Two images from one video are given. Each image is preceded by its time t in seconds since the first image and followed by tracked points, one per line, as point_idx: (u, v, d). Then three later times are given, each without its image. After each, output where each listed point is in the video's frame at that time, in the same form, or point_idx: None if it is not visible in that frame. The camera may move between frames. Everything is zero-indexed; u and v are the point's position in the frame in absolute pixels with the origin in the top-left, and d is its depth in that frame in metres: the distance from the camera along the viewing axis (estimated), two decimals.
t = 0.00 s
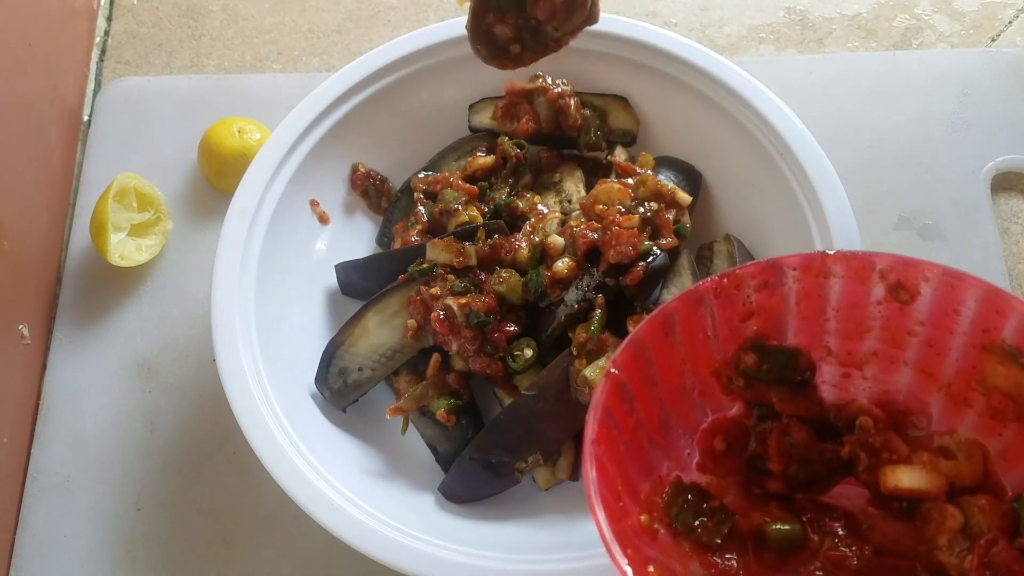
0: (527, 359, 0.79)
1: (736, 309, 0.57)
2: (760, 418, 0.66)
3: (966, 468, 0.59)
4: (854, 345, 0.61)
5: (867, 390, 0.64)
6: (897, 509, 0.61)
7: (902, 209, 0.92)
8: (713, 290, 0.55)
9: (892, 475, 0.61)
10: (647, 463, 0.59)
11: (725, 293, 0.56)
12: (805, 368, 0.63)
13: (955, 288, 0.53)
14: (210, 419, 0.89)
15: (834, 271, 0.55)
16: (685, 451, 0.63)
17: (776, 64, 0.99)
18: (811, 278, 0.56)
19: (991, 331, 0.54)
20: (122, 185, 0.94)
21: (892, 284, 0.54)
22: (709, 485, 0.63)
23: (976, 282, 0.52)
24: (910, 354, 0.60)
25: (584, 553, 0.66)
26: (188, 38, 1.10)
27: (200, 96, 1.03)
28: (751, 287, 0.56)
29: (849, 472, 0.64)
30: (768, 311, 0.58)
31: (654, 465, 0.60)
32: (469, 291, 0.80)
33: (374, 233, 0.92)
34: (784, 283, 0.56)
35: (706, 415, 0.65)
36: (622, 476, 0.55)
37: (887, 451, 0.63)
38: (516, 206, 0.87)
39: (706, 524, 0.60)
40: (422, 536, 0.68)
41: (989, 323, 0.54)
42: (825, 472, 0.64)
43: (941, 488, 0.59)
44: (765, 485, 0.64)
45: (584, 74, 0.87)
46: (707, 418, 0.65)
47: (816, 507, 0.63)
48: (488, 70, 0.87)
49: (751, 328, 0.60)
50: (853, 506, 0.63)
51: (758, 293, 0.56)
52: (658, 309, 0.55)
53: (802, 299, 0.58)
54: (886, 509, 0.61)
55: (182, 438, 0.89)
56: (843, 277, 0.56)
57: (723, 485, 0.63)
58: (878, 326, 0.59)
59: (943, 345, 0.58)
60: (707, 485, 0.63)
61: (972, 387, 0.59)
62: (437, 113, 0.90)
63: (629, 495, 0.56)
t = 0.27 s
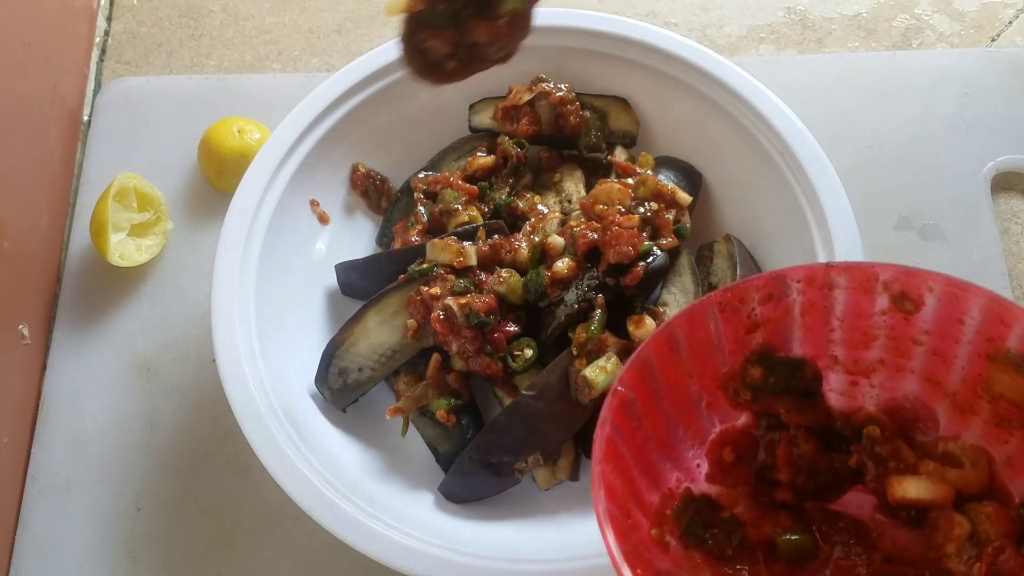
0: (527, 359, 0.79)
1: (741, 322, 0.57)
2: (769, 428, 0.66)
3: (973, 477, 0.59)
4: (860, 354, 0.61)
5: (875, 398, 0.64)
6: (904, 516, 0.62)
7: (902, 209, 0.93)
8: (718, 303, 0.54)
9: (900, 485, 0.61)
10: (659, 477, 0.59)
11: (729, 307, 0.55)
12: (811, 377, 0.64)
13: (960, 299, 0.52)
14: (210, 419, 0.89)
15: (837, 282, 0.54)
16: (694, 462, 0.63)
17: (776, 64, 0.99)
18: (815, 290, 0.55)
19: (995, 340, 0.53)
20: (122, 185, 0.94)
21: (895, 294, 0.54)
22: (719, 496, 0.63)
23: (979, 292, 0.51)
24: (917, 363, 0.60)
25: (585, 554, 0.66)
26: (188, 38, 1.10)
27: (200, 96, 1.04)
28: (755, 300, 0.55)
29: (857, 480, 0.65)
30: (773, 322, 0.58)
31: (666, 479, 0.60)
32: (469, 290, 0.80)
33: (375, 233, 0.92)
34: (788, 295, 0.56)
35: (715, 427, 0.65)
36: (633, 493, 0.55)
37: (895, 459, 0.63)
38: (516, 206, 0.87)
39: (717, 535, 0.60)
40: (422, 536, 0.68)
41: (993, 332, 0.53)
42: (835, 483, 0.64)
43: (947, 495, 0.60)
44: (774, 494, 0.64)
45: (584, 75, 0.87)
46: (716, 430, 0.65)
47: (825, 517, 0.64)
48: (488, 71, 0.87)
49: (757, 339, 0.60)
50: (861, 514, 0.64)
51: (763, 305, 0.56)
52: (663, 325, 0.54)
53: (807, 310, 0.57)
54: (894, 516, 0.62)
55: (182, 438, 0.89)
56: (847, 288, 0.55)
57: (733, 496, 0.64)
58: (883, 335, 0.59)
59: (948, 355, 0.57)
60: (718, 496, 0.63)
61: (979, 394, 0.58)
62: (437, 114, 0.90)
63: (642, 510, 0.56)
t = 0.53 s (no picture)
0: (527, 359, 0.79)
1: (763, 338, 0.57)
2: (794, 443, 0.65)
3: (996, 489, 0.58)
4: (882, 368, 0.61)
5: (898, 412, 0.64)
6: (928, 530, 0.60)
7: (902, 209, 0.93)
8: (741, 320, 0.55)
9: (924, 501, 0.60)
10: (681, 493, 0.59)
11: (752, 324, 0.56)
12: (834, 394, 0.63)
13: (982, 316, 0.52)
14: (210, 419, 0.89)
15: (858, 298, 0.55)
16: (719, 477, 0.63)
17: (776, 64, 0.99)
18: (836, 306, 0.55)
19: (1018, 355, 0.54)
20: (122, 185, 0.94)
21: (917, 310, 0.54)
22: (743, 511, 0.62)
23: (1001, 308, 0.51)
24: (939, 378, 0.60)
25: (585, 555, 0.66)
26: (188, 38, 1.10)
27: (200, 96, 1.04)
28: (777, 317, 0.55)
29: (882, 495, 0.63)
30: (796, 338, 0.58)
31: (690, 494, 0.59)
32: (469, 291, 0.80)
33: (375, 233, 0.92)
34: (810, 311, 0.56)
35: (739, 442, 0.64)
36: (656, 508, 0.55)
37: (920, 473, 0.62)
38: (516, 206, 0.87)
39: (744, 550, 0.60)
40: (421, 536, 0.68)
41: (1014, 346, 0.53)
42: (861, 497, 0.63)
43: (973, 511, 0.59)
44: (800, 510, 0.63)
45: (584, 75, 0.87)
46: (740, 445, 0.64)
47: (851, 531, 0.62)
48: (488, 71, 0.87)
49: (780, 355, 0.60)
50: (887, 528, 0.62)
51: (785, 322, 0.56)
52: (686, 345, 0.55)
53: (829, 325, 0.58)
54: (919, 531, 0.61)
55: (183, 438, 0.89)
56: (868, 304, 0.55)
57: (758, 511, 0.63)
58: (905, 350, 0.59)
59: (971, 369, 0.57)
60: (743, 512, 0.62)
61: (1002, 408, 0.58)
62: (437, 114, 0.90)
63: (665, 525, 0.56)
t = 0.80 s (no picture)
0: (527, 359, 0.79)
1: (766, 349, 0.58)
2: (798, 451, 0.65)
3: (998, 496, 0.58)
4: (886, 377, 0.62)
5: (903, 419, 0.64)
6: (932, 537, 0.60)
7: (902, 209, 0.93)
8: (744, 331, 0.56)
9: (926, 510, 0.59)
10: (687, 502, 0.59)
11: (755, 335, 0.57)
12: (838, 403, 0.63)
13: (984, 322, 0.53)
14: (211, 419, 0.89)
15: (861, 309, 0.56)
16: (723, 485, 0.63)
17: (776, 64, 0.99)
18: (838, 316, 0.56)
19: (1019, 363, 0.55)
20: (122, 185, 0.94)
21: (918, 320, 0.55)
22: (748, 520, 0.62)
23: (999, 317, 0.53)
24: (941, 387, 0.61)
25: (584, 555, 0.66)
26: (188, 38, 1.10)
27: (200, 96, 1.04)
28: (780, 328, 0.57)
29: (886, 503, 0.63)
30: (799, 348, 0.59)
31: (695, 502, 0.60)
32: (470, 291, 0.80)
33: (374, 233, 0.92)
34: (813, 322, 0.57)
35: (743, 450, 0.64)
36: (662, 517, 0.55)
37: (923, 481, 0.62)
38: (516, 206, 0.87)
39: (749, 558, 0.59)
40: (421, 536, 0.68)
41: (1014, 355, 0.54)
42: (867, 505, 0.63)
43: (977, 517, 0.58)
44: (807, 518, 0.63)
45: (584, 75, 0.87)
46: (744, 454, 0.64)
47: (857, 537, 0.62)
48: (488, 70, 0.87)
49: (784, 365, 0.61)
50: (891, 535, 0.62)
51: (788, 333, 0.57)
52: (689, 357, 0.56)
53: (831, 336, 0.59)
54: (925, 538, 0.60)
55: (183, 438, 0.89)
56: (870, 314, 0.56)
57: (764, 519, 0.63)
58: (907, 358, 0.59)
59: (972, 377, 0.58)
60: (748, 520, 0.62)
61: (1004, 415, 0.58)
62: (437, 113, 0.91)
63: (670, 533, 0.56)
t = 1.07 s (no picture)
0: (527, 359, 0.79)
1: (754, 345, 0.55)
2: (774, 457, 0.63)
3: (969, 502, 0.57)
4: (865, 389, 0.59)
5: (878, 435, 0.61)
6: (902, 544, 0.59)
7: (902, 209, 0.93)
8: (737, 321, 0.52)
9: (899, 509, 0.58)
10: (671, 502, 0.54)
11: (747, 328, 0.53)
12: (818, 407, 0.61)
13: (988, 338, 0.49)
14: (211, 419, 0.89)
15: (847, 311, 0.52)
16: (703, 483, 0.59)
17: (776, 64, 0.99)
18: (826, 320, 0.53)
19: (996, 369, 0.51)
20: (122, 185, 0.94)
21: (903, 326, 0.52)
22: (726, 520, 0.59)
23: (983, 321, 0.49)
24: (920, 402, 0.58)
25: (583, 556, 0.66)
26: (188, 38, 1.10)
27: (200, 95, 1.04)
28: (770, 324, 0.53)
29: (859, 514, 0.61)
30: (785, 350, 0.56)
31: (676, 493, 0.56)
32: (469, 292, 0.80)
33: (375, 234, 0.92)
34: (800, 322, 0.53)
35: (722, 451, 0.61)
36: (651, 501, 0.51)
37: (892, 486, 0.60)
38: (516, 206, 0.87)
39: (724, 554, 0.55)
40: (420, 536, 0.68)
41: (994, 362, 0.51)
42: (834, 511, 0.61)
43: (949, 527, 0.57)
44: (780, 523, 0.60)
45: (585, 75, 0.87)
46: (721, 454, 0.61)
47: (828, 545, 0.60)
48: (488, 71, 0.87)
49: (771, 364, 0.57)
50: (862, 546, 0.60)
51: (776, 330, 0.54)
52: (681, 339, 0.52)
53: (818, 338, 0.55)
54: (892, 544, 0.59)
55: (183, 438, 0.89)
56: (856, 319, 0.53)
57: (738, 521, 0.59)
58: (888, 371, 0.57)
59: (952, 391, 0.56)
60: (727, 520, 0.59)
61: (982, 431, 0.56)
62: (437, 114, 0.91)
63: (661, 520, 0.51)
